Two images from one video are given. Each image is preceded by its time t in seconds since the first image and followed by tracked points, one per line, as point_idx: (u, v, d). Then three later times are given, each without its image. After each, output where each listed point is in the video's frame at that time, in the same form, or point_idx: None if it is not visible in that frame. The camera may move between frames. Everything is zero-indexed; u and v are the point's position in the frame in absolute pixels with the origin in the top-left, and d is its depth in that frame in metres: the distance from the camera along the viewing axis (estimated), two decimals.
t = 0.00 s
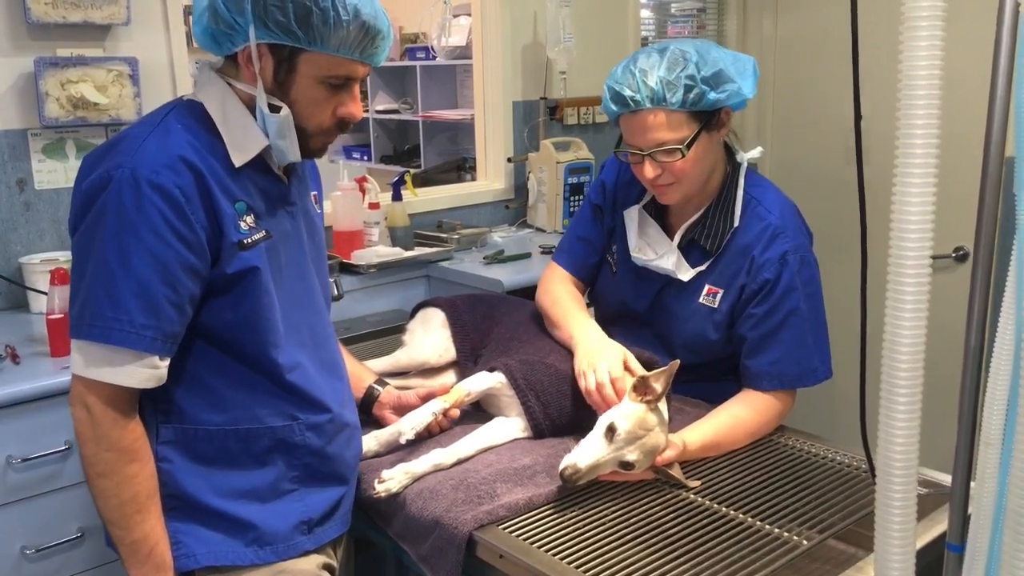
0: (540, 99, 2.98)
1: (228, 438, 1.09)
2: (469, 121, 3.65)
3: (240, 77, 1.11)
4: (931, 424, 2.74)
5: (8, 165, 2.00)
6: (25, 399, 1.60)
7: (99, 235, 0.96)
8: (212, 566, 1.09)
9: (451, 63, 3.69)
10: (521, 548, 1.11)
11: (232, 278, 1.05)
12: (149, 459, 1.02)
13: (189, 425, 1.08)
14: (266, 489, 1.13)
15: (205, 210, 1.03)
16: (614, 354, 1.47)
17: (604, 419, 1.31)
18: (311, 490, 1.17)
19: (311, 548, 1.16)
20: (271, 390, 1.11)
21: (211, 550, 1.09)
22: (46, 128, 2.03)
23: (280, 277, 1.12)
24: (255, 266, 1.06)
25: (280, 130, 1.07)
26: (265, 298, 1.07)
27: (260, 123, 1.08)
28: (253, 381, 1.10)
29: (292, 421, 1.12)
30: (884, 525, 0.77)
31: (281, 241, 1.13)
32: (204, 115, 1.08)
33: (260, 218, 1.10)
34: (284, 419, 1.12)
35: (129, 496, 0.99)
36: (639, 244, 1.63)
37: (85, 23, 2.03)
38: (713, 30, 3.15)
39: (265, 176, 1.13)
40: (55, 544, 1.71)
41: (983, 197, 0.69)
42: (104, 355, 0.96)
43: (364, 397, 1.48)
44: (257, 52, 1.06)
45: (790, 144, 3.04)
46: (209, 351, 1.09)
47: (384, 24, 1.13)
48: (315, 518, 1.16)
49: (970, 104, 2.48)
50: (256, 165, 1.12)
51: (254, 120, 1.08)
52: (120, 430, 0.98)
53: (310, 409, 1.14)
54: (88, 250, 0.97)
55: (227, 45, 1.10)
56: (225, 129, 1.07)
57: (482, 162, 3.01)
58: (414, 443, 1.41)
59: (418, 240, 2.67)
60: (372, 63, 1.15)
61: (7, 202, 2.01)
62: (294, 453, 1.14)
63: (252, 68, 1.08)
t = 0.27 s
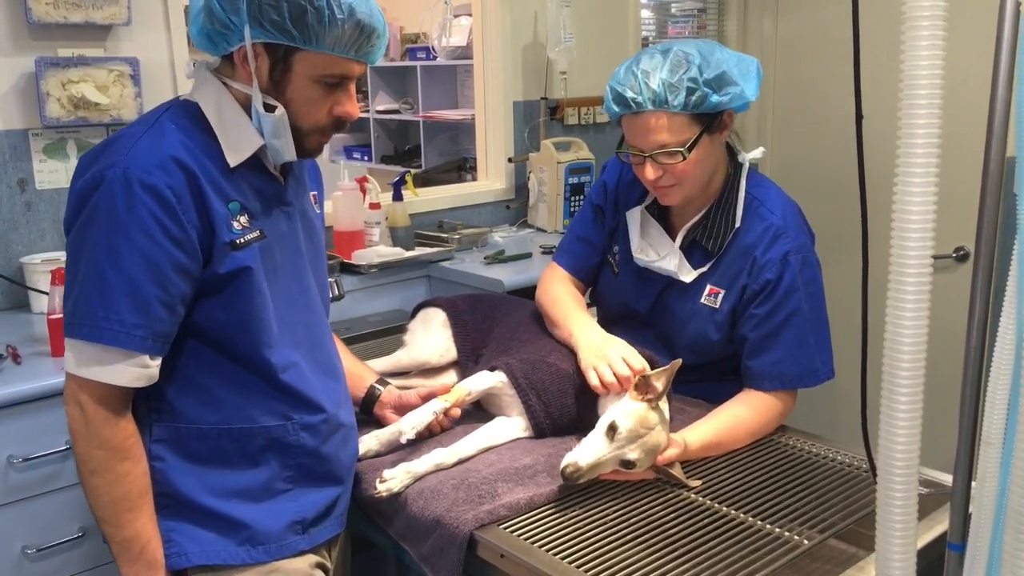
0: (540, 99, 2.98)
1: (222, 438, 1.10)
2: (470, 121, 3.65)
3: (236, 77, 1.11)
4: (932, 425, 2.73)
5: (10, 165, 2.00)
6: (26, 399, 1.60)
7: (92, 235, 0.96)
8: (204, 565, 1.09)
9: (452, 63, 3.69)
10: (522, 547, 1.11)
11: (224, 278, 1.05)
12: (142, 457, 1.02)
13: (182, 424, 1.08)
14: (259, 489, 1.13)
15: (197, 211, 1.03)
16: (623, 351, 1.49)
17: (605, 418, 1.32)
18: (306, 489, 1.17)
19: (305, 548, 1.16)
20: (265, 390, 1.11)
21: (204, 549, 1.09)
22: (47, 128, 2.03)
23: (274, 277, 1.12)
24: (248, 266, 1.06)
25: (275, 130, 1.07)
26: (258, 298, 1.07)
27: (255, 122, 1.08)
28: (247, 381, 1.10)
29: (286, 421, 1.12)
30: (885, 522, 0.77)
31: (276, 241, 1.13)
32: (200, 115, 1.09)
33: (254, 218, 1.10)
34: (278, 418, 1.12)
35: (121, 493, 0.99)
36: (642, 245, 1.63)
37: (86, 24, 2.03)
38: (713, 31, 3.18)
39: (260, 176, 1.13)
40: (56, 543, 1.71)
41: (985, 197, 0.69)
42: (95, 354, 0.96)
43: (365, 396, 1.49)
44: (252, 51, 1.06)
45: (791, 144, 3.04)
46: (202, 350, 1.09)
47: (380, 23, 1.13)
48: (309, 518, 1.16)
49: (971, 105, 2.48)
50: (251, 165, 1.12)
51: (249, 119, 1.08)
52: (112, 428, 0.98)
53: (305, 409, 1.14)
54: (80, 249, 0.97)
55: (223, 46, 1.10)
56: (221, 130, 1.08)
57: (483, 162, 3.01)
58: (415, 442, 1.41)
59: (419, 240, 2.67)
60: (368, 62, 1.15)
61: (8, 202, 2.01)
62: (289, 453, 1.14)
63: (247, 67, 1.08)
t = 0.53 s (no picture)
0: (541, 99, 2.98)
1: (220, 437, 1.10)
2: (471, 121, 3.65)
3: (235, 76, 1.11)
4: (934, 425, 2.73)
5: (11, 165, 2.00)
6: (28, 399, 1.60)
7: (89, 234, 0.96)
8: (201, 564, 1.09)
9: (452, 63, 3.69)
10: (524, 547, 1.11)
11: (221, 277, 1.05)
12: (138, 456, 1.02)
13: (180, 423, 1.08)
14: (257, 489, 1.13)
15: (194, 211, 1.03)
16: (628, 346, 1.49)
17: (607, 417, 1.32)
18: (304, 489, 1.17)
19: (302, 548, 1.16)
20: (263, 390, 1.11)
21: (201, 548, 1.09)
22: (48, 128, 2.03)
23: (273, 277, 1.12)
24: (245, 266, 1.06)
25: (275, 129, 1.07)
26: (255, 298, 1.07)
27: (255, 122, 1.08)
28: (244, 381, 1.10)
29: (284, 421, 1.12)
30: (889, 519, 0.77)
31: (274, 241, 1.13)
32: (199, 116, 1.09)
33: (252, 218, 1.10)
34: (276, 418, 1.12)
35: (117, 492, 0.99)
36: (643, 245, 1.63)
37: (87, 24, 2.03)
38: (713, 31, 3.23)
39: (259, 177, 1.13)
40: (57, 543, 1.71)
41: (987, 197, 0.69)
42: (91, 352, 0.96)
43: (367, 396, 1.49)
44: (252, 51, 1.06)
45: (791, 144, 3.05)
46: (199, 350, 1.09)
47: (379, 21, 1.13)
48: (306, 518, 1.16)
49: (973, 105, 2.48)
50: (250, 165, 1.12)
51: (249, 119, 1.08)
52: (109, 427, 0.99)
53: (303, 409, 1.14)
54: (78, 249, 0.98)
55: (222, 45, 1.10)
56: (220, 131, 1.08)
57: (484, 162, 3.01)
58: (416, 441, 1.41)
59: (420, 240, 2.67)
60: (368, 60, 1.15)
61: (10, 202, 2.02)
62: (287, 453, 1.14)
63: (247, 67, 1.08)
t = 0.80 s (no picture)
0: (542, 99, 2.98)
1: (221, 437, 1.10)
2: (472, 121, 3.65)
3: (237, 76, 1.11)
4: (935, 425, 2.73)
5: (13, 165, 2.01)
6: (29, 400, 1.60)
7: (90, 235, 0.96)
8: (203, 564, 1.09)
9: (454, 63, 3.69)
10: (526, 547, 1.11)
11: (222, 278, 1.05)
12: (140, 456, 1.02)
13: (181, 423, 1.09)
14: (259, 488, 1.13)
15: (195, 211, 1.03)
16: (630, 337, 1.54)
17: (608, 417, 1.32)
18: (305, 489, 1.17)
19: (304, 548, 1.16)
20: (263, 390, 1.11)
21: (202, 548, 1.09)
22: (50, 128, 2.04)
23: (273, 278, 1.13)
24: (246, 266, 1.06)
25: (277, 129, 1.07)
26: (255, 298, 1.07)
27: (256, 122, 1.08)
28: (244, 380, 1.10)
29: (285, 421, 1.13)
30: (891, 520, 0.77)
31: (275, 241, 1.13)
32: (201, 117, 1.09)
33: (253, 219, 1.11)
34: (277, 418, 1.12)
35: (118, 492, 1.00)
36: (642, 245, 1.64)
37: (88, 24, 2.03)
38: (714, 32, 3.24)
39: (260, 178, 1.13)
40: (59, 543, 1.72)
41: (989, 197, 0.69)
42: (91, 352, 0.96)
43: (368, 397, 1.49)
44: (254, 51, 1.06)
45: (791, 145, 3.05)
46: (201, 350, 1.09)
47: (380, 20, 1.13)
48: (307, 518, 1.16)
49: (975, 105, 2.48)
50: (251, 166, 1.12)
51: (250, 119, 1.08)
52: (110, 427, 0.99)
53: (304, 409, 1.14)
54: (79, 249, 0.98)
55: (224, 45, 1.10)
56: (222, 131, 1.08)
57: (485, 162, 3.00)
58: (418, 441, 1.41)
59: (421, 240, 2.67)
60: (369, 59, 1.15)
61: (11, 202, 2.02)
62: (288, 453, 1.14)
63: (249, 66, 1.08)
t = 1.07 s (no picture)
0: (542, 99, 2.98)
1: (223, 437, 1.10)
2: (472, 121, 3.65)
3: (238, 76, 1.11)
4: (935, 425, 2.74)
5: (13, 165, 2.01)
6: (31, 400, 1.60)
7: (92, 235, 0.96)
8: (206, 564, 1.09)
9: (454, 63, 3.69)
10: (527, 547, 1.11)
11: (224, 277, 1.06)
12: (143, 456, 1.02)
13: (184, 423, 1.09)
14: (261, 488, 1.13)
15: (197, 211, 1.03)
16: (636, 334, 1.55)
17: (608, 417, 1.32)
18: (307, 489, 1.18)
19: (306, 547, 1.17)
20: (265, 390, 1.12)
21: (205, 549, 1.09)
22: (50, 128, 2.04)
23: (275, 277, 1.13)
24: (248, 266, 1.06)
25: (279, 129, 1.07)
26: (257, 298, 1.07)
27: (258, 122, 1.08)
28: (246, 380, 1.11)
29: (287, 420, 1.13)
30: (892, 521, 0.77)
31: (276, 241, 1.13)
32: (202, 117, 1.09)
33: (254, 218, 1.11)
34: (279, 418, 1.12)
35: (121, 492, 1.00)
36: (645, 243, 1.63)
37: (89, 24, 2.03)
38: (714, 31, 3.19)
39: (261, 177, 1.13)
40: (60, 543, 1.72)
41: (989, 198, 0.69)
42: (94, 353, 0.96)
43: (369, 396, 1.49)
44: (255, 50, 1.06)
45: (791, 144, 3.05)
46: (203, 351, 1.09)
47: (380, 19, 1.13)
48: (310, 517, 1.16)
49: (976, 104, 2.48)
50: (252, 166, 1.12)
51: (251, 119, 1.08)
52: (113, 427, 0.99)
53: (306, 409, 1.14)
54: (81, 249, 0.98)
55: (225, 45, 1.10)
56: (223, 130, 1.08)
57: (485, 162, 3.00)
58: (419, 441, 1.41)
59: (422, 240, 2.68)
60: (369, 58, 1.15)
61: (12, 202, 2.02)
62: (290, 452, 1.14)
63: (250, 66, 1.08)
